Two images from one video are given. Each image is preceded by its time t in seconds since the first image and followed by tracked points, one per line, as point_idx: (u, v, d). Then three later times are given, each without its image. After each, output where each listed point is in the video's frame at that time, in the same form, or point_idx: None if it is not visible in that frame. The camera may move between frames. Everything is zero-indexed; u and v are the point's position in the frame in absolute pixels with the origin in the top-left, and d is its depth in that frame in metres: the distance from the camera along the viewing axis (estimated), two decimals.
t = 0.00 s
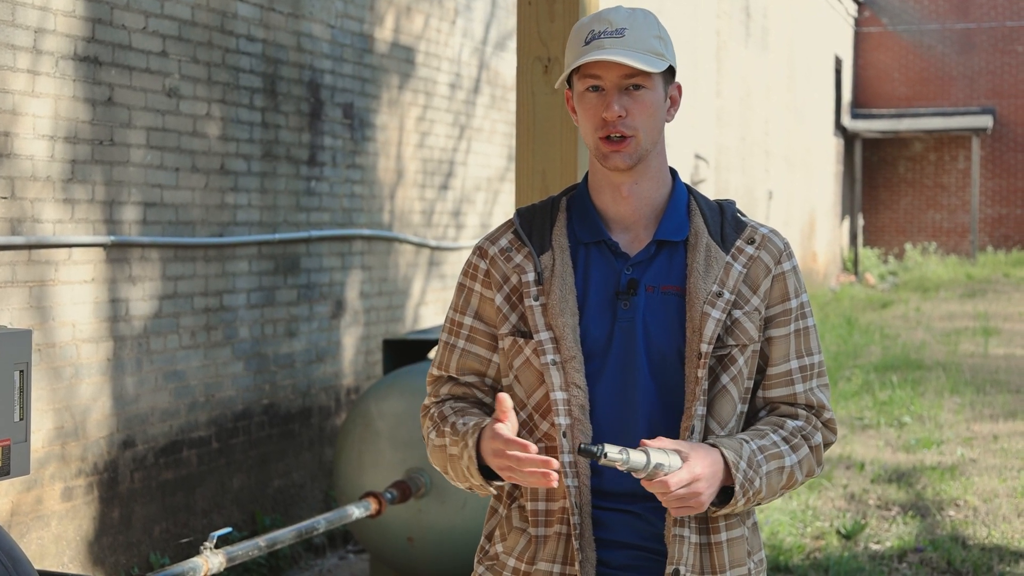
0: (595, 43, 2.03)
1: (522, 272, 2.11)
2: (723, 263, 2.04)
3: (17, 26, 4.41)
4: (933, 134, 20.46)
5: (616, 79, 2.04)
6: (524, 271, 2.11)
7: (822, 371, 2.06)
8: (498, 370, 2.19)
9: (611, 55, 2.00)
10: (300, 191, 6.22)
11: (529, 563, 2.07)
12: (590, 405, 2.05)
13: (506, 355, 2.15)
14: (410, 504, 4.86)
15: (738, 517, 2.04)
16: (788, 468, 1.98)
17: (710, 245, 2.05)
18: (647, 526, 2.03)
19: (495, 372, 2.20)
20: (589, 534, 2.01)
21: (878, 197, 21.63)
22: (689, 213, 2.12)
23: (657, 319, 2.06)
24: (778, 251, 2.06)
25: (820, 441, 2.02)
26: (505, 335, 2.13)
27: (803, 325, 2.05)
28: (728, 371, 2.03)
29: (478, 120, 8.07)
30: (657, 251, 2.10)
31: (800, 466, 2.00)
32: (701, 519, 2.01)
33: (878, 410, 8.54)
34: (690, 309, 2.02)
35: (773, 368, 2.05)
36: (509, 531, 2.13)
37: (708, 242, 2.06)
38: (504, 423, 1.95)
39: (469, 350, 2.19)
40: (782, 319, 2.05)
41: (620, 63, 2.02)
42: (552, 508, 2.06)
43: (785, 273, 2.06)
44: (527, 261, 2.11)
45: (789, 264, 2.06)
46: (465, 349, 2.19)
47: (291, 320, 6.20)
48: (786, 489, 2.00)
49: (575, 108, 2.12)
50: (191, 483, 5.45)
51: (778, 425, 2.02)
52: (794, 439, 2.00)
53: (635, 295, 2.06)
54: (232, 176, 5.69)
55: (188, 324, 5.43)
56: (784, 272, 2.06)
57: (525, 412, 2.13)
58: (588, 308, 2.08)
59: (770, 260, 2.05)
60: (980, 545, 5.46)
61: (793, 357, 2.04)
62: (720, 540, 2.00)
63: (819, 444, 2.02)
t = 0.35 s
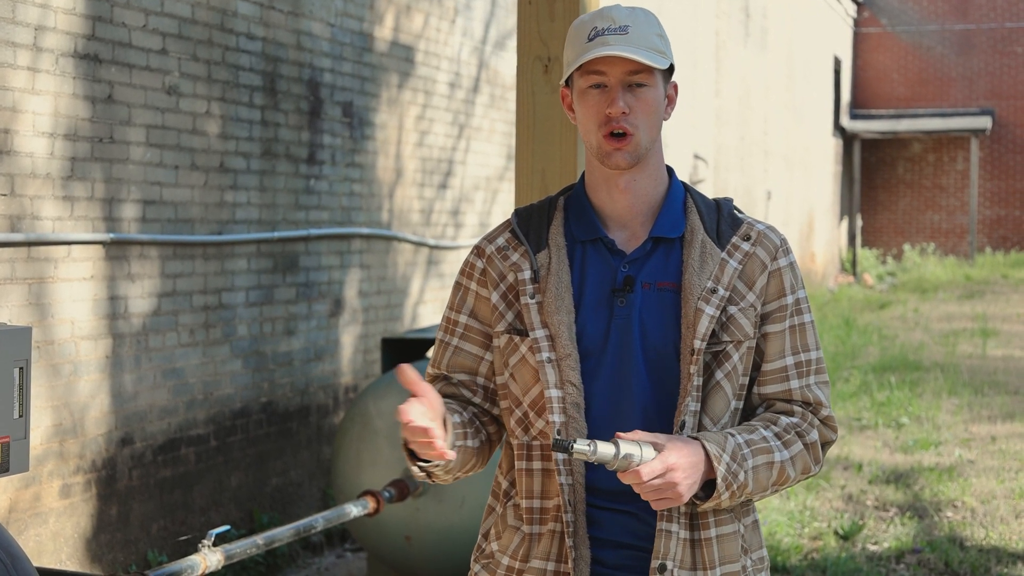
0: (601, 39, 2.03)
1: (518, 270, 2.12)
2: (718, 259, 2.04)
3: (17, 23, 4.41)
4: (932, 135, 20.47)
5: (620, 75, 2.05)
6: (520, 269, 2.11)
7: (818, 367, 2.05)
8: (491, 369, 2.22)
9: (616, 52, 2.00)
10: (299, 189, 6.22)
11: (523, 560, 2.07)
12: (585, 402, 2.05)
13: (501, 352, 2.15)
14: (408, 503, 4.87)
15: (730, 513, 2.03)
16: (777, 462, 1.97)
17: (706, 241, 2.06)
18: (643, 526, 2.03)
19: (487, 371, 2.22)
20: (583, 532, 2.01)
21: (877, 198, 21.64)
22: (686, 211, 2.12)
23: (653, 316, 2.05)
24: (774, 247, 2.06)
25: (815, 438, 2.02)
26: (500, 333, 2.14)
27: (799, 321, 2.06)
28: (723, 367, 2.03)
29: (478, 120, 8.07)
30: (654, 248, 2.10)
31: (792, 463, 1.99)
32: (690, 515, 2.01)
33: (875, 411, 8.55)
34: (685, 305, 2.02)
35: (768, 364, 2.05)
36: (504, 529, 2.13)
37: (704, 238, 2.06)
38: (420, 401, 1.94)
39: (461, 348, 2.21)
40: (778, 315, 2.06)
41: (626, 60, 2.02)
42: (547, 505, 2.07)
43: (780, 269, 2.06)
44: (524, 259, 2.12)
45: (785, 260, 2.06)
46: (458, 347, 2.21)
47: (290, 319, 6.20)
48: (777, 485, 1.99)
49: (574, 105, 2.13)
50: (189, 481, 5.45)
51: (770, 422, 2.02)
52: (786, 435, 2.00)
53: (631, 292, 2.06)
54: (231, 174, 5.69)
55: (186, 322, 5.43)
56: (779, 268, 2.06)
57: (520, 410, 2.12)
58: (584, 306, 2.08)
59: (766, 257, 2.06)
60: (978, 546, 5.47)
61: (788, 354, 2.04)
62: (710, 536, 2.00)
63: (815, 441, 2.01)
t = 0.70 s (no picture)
0: (608, 31, 2.04)
1: (517, 267, 2.12)
2: (722, 259, 2.05)
3: (18, 23, 4.41)
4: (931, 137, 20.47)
5: (627, 66, 2.06)
6: (519, 266, 2.12)
7: (822, 368, 2.05)
8: (474, 367, 2.21)
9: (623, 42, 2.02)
10: (299, 190, 6.22)
11: (513, 559, 2.07)
12: (581, 401, 2.05)
13: (496, 351, 2.15)
14: (407, 504, 4.86)
15: (735, 514, 2.03)
16: (785, 463, 1.97)
17: (709, 241, 2.06)
18: (643, 529, 2.03)
19: (470, 370, 2.21)
20: (575, 531, 2.01)
21: (876, 200, 21.64)
22: (688, 210, 2.13)
23: (656, 315, 2.06)
24: (777, 247, 2.07)
25: (820, 438, 2.02)
26: (496, 331, 2.14)
27: (802, 321, 2.06)
28: (727, 367, 2.03)
29: (478, 121, 8.07)
30: (656, 247, 2.10)
31: (799, 463, 1.99)
32: (697, 515, 2.01)
33: (875, 412, 8.56)
34: (690, 304, 2.02)
35: (773, 364, 2.06)
36: (494, 530, 2.13)
37: (707, 238, 2.06)
38: (305, 405, 1.95)
39: (449, 344, 2.22)
40: (781, 316, 2.06)
41: (635, 50, 2.04)
42: (539, 505, 2.07)
43: (784, 270, 2.07)
44: (523, 257, 2.13)
45: (788, 261, 2.07)
46: (446, 343, 2.22)
47: (290, 319, 6.20)
48: (784, 485, 1.99)
49: (579, 100, 2.14)
50: (189, 482, 5.45)
51: (776, 422, 2.02)
52: (792, 435, 2.00)
53: (633, 290, 2.05)
54: (231, 174, 5.69)
55: (186, 322, 5.43)
56: (782, 269, 2.07)
57: (514, 408, 2.11)
58: (583, 304, 2.08)
59: (769, 258, 2.06)
60: (977, 548, 5.47)
61: (792, 354, 2.04)
62: (715, 537, 2.00)
63: (820, 442, 2.02)
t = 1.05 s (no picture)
0: (604, 37, 2.04)
1: (513, 268, 2.12)
2: (718, 262, 2.05)
3: (17, 25, 4.41)
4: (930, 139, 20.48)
5: (623, 73, 2.06)
6: (516, 267, 2.12)
7: (815, 372, 2.05)
8: (471, 368, 2.20)
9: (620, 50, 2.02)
10: (298, 192, 6.22)
11: (502, 559, 2.08)
12: (575, 403, 2.05)
13: (490, 351, 2.15)
14: (405, 506, 4.85)
15: (727, 516, 2.03)
16: (778, 465, 1.97)
17: (706, 244, 2.06)
18: (636, 532, 2.02)
19: (467, 371, 2.21)
20: (564, 533, 2.02)
21: (875, 202, 21.65)
22: (684, 214, 2.13)
23: (652, 316, 2.06)
24: (772, 251, 2.07)
25: (811, 442, 2.02)
26: (491, 332, 2.14)
27: (796, 326, 2.07)
28: (722, 370, 2.02)
29: (476, 123, 8.07)
30: (652, 250, 2.10)
31: (792, 466, 1.99)
32: (691, 517, 2.01)
33: (873, 415, 8.56)
34: (686, 307, 2.02)
35: (766, 368, 2.05)
36: (484, 530, 2.13)
37: (703, 241, 2.07)
38: (303, 404, 1.95)
39: (445, 345, 2.22)
40: (776, 319, 2.06)
41: (630, 58, 2.04)
42: (529, 505, 2.07)
43: (779, 274, 2.07)
44: (519, 258, 2.12)
45: (783, 265, 2.07)
46: (441, 344, 2.22)
47: (288, 321, 6.20)
48: (777, 488, 1.99)
49: (576, 104, 2.14)
50: (187, 484, 5.44)
51: (769, 425, 2.02)
52: (785, 438, 2.00)
53: (629, 292, 2.06)
54: (230, 176, 5.69)
55: (185, 324, 5.42)
56: (778, 273, 2.07)
57: (509, 409, 2.12)
58: (579, 306, 2.08)
59: (764, 261, 2.07)
60: (975, 551, 5.47)
61: (786, 358, 2.04)
62: (708, 539, 2.00)
63: (812, 445, 2.02)
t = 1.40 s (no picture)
0: (601, 41, 2.05)
1: (512, 269, 2.12)
2: (717, 263, 2.05)
3: (16, 27, 4.42)
4: (929, 142, 20.49)
5: (620, 76, 2.06)
6: (514, 268, 2.11)
7: (812, 374, 2.05)
8: (470, 370, 2.21)
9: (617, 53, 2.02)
10: (297, 194, 6.22)
11: (496, 560, 2.08)
12: (572, 404, 2.05)
13: (488, 352, 2.15)
14: (405, 508, 4.85)
15: (725, 517, 2.04)
16: (776, 466, 1.98)
17: (704, 245, 2.07)
18: (633, 534, 2.03)
19: (465, 372, 2.21)
20: (557, 535, 2.02)
21: (874, 205, 21.66)
22: (683, 215, 2.13)
23: (650, 317, 2.06)
24: (771, 252, 2.08)
25: (808, 444, 2.03)
26: (488, 333, 2.14)
27: (793, 327, 2.07)
28: (720, 370, 2.03)
29: (476, 125, 8.07)
30: (651, 251, 2.10)
31: (789, 467, 2.00)
32: (689, 518, 2.01)
33: (872, 417, 8.56)
34: (684, 307, 2.03)
35: (763, 369, 2.05)
36: (478, 532, 2.13)
37: (702, 242, 2.07)
38: (312, 410, 1.95)
39: (444, 347, 2.22)
40: (774, 320, 2.06)
41: (627, 61, 2.04)
42: (524, 507, 2.08)
43: (777, 275, 2.07)
44: (518, 259, 2.12)
45: (781, 266, 2.07)
46: (440, 345, 2.22)
47: (287, 323, 6.20)
48: (774, 489, 1.99)
49: (574, 107, 2.14)
50: (186, 486, 5.45)
51: (766, 426, 2.02)
52: (782, 439, 2.00)
53: (628, 293, 2.06)
54: (229, 178, 5.70)
55: (184, 326, 5.43)
56: (776, 273, 2.07)
57: (505, 410, 2.11)
58: (576, 307, 2.08)
59: (763, 262, 2.07)
60: (974, 553, 5.47)
61: (783, 360, 2.05)
62: (706, 540, 2.00)
63: (808, 447, 2.02)
